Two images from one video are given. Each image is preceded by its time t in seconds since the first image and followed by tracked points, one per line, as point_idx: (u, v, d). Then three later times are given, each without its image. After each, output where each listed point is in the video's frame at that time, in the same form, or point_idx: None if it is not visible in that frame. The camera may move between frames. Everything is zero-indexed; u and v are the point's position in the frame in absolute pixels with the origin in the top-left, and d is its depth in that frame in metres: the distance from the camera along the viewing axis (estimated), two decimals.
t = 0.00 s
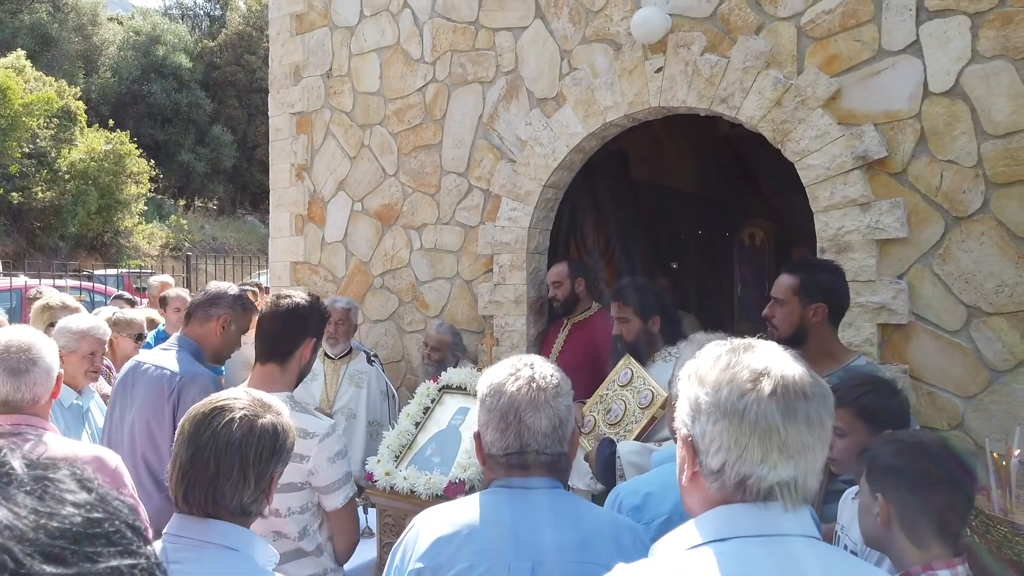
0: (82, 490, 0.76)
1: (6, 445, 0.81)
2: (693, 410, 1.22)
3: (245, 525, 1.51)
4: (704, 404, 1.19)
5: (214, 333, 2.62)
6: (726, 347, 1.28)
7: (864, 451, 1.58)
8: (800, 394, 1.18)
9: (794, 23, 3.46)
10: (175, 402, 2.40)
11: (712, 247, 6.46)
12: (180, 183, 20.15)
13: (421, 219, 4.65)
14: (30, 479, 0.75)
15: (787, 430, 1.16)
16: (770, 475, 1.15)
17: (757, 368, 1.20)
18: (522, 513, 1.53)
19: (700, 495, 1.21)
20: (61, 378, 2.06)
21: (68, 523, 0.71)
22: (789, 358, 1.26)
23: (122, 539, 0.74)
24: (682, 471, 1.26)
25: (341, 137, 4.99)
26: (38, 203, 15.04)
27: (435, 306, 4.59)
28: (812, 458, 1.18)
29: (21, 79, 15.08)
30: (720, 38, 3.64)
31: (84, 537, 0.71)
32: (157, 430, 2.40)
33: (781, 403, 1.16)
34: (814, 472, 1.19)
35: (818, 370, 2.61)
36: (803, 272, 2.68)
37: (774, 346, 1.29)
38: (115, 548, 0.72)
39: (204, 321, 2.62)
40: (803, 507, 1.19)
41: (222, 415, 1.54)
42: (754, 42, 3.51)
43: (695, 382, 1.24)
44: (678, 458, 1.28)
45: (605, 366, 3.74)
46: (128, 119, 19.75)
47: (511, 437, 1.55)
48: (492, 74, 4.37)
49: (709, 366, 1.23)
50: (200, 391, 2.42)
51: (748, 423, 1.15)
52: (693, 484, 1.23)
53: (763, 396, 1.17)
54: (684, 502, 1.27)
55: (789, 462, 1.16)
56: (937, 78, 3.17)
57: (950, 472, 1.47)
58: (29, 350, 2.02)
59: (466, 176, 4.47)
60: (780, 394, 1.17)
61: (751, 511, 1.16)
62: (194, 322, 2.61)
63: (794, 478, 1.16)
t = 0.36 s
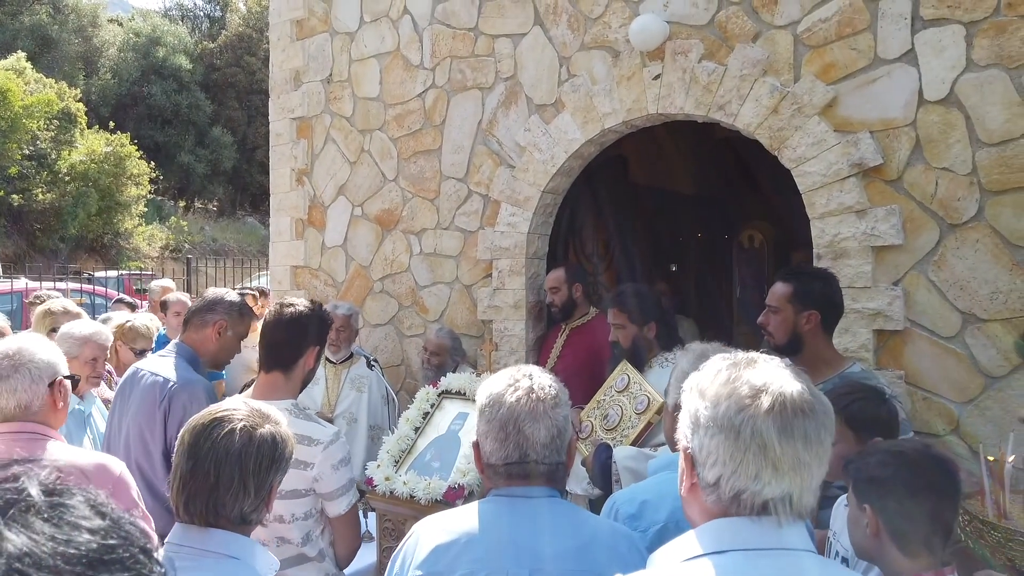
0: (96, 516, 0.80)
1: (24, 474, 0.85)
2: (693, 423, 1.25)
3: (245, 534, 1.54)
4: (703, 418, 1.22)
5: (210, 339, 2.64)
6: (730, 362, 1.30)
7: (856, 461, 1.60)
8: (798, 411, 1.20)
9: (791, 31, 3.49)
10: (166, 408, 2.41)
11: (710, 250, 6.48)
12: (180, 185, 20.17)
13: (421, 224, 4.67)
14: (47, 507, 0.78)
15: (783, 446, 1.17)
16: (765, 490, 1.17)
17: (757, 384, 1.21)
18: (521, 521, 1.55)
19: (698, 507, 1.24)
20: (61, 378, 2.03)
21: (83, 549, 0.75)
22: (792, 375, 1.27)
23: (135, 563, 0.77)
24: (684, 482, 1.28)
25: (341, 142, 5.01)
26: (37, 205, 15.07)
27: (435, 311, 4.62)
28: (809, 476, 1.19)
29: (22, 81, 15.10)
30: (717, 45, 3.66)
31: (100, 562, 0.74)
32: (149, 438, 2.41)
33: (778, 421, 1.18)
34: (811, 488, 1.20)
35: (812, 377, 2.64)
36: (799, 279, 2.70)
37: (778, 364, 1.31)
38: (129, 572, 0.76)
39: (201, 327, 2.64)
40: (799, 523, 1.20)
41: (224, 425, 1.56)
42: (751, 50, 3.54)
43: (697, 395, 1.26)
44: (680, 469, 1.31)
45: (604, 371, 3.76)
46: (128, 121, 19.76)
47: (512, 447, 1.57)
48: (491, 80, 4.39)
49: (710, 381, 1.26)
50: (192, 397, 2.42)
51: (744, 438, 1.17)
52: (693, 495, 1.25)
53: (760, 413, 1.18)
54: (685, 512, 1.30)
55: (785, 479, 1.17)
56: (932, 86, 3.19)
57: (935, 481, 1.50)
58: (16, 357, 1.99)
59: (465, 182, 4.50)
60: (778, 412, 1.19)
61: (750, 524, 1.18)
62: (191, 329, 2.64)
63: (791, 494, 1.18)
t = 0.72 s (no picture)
0: (110, 528, 0.81)
1: (37, 485, 0.85)
2: (710, 425, 1.26)
3: (250, 537, 1.55)
4: (720, 421, 1.23)
5: (209, 340, 2.64)
6: (748, 367, 1.32)
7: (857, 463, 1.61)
8: (815, 418, 1.21)
9: (792, 33, 3.49)
10: (164, 410, 2.41)
11: (711, 251, 6.49)
12: (180, 185, 20.17)
13: (423, 225, 4.68)
14: (63, 519, 0.79)
15: (798, 451, 1.18)
16: (778, 493, 1.17)
17: (774, 390, 1.23)
18: (524, 525, 1.56)
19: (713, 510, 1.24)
20: (75, 384, 2.02)
21: (99, 561, 0.76)
22: (809, 383, 1.28)
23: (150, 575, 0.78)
24: (698, 485, 1.29)
25: (342, 143, 5.02)
26: (37, 205, 15.07)
27: (436, 312, 4.63)
28: (823, 482, 1.20)
29: (22, 82, 15.08)
30: (719, 48, 3.67)
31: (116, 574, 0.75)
32: (147, 439, 2.41)
33: (794, 426, 1.19)
34: (824, 495, 1.20)
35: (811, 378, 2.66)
36: (798, 282, 2.71)
37: (797, 373, 1.32)
38: None
39: (200, 328, 2.64)
40: (810, 529, 1.20)
41: (230, 430, 1.56)
42: (753, 53, 3.54)
43: (715, 399, 1.27)
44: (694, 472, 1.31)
45: (604, 373, 3.77)
46: (128, 121, 19.76)
47: (520, 453, 1.58)
48: (493, 82, 4.40)
49: (727, 385, 1.27)
50: (190, 399, 2.42)
51: (759, 441, 1.18)
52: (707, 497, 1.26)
53: (777, 417, 1.19)
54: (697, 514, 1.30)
55: (798, 483, 1.18)
56: (933, 89, 3.20)
57: (932, 484, 1.51)
58: (28, 362, 2.00)
59: (466, 184, 4.51)
60: (794, 417, 1.20)
61: (758, 528, 1.18)
62: (190, 330, 2.64)
63: (804, 499, 1.18)
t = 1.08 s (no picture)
0: (110, 502, 0.79)
1: (36, 462, 0.84)
2: (731, 410, 1.26)
3: (253, 527, 1.53)
4: (741, 405, 1.23)
5: (205, 333, 2.62)
6: (772, 356, 1.31)
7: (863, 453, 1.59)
8: (837, 406, 1.20)
9: (796, 27, 3.48)
10: (163, 403, 2.39)
11: (712, 248, 6.48)
12: (179, 183, 20.13)
13: (424, 220, 4.66)
14: (62, 494, 0.78)
15: (819, 437, 1.17)
16: (797, 477, 1.16)
17: (798, 377, 1.22)
18: (525, 517, 1.55)
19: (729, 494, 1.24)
20: (80, 379, 1.99)
21: (99, 536, 0.74)
22: (833, 373, 1.28)
23: (152, 550, 0.77)
24: (715, 471, 1.28)
25: (343, 139, 5.00)
26: (36, 202, 15.02)
27: (437, 308, 4.61)
28: (844, 471, 1.19)
29: (21, 79, 15.04)
30: (722, 42, 3.65)
31: (116, 548, 0.74)
32: (146, 433, 2.38)
33: (817, 412, 1.18)
34: (845, 484, 1.19)
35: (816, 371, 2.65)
36: (802, 275, 2.70)
37: (821, 363, 1.32)
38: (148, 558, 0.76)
39: (196, 320, 2.62)
40: (828, 516, 1.18)
41: (235, 419, 1.54)
42: (756, 46, 3.53)
43: (737, 384, 1.27)
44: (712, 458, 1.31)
45: (605, 369, 3.75)
46: (127, 118, 19.71)
47: (529, 445, 1.56)
48: (494, 77, 4.38)
49: (751, 371, 1.27)
50: (190, 392, 2.40)
51: (780, 426, 1.18)
52: (724, 482, 1.25)
53: (800, 402, 1.19)
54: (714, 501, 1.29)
55: (818, 469, 1.17)
56: (938, 82, 3.19)
57: (939, 474, 1.50)
58: (32, 355, 1.98)
59: (468, 179, 4.49)
60: (818, 403, 1.19)
61: (770, 514, 1.16)
62: (186, 322, 2.63)
63: (824, 485, 1.17)
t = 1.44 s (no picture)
0: (98, 490, 0.80)
1: (24, 447, 0.84)
2: (738, 404, 1.26)
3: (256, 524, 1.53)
4: (748, 397, 1.23)
5: (205, 332, 2.62)
6: (779, 352, 1.32)
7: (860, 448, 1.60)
8: (844, 401, 1.20)
9: (795, 25, 3.48)
10: (167, 401, 2.39)
11: (711, 247, 6.48)
12: (179, 183, 20.13)
13: (423, 219, 4.67)
14: (51, 481, 0.78)
15: (825, 429, 1.17)
16: (803, 468, 1.16)
17: (804, 370, 1.23)
18: (522, 511, 1.55)
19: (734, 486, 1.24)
20: (61, 371, 2.00)
21: (88, 523, 0.75)
22: (840, 369, 1.28)
23: (141, 538, 0.78)
24: (721, 464, 1.29)
25: (342, 137, 5.00)
26: (36, 202, 15.02)
27: (437, 306, 4.61)
28: (850, 464, 1.19)
29: (22, 79, 15.04)
30: (722, 40, 3.65)
31: (105, 535, 0.75)
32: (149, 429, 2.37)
33: (824, 405, 1.19)
34: (850, 478, 1.19)
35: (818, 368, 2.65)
36: (801, 272, 2.70)
37: (827, 358, 1.32)
38: (137, 546, 0.76)
39: (197, 319, 2.62)
40: (831, 511, 1.18)
41: (239, 415, 1.55)
42: (756, 44, 3.53)
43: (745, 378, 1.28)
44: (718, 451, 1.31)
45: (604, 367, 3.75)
46: (128, 118, 19.71)
47: (525, 440, 1.56)
48: (494, 75, 4.39)
49: (758, 366, 1.28)
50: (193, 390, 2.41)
51: (787, 418, 1.18)
52: (730, 474, 1.25)
53: (807, 395, 1.19)
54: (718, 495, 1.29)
55: (824, 461, 1.17)
56: (937, 80, 3.19)
57: (935, 469, 1.50)
58: (14, 349, 1.99)
59: (467, 177, 4.49)
60: (825, 396, 1.19)
61: (769, 507, 1.16)
62: (185, 321, 2.63)
63: (829, 477, 1.17)
